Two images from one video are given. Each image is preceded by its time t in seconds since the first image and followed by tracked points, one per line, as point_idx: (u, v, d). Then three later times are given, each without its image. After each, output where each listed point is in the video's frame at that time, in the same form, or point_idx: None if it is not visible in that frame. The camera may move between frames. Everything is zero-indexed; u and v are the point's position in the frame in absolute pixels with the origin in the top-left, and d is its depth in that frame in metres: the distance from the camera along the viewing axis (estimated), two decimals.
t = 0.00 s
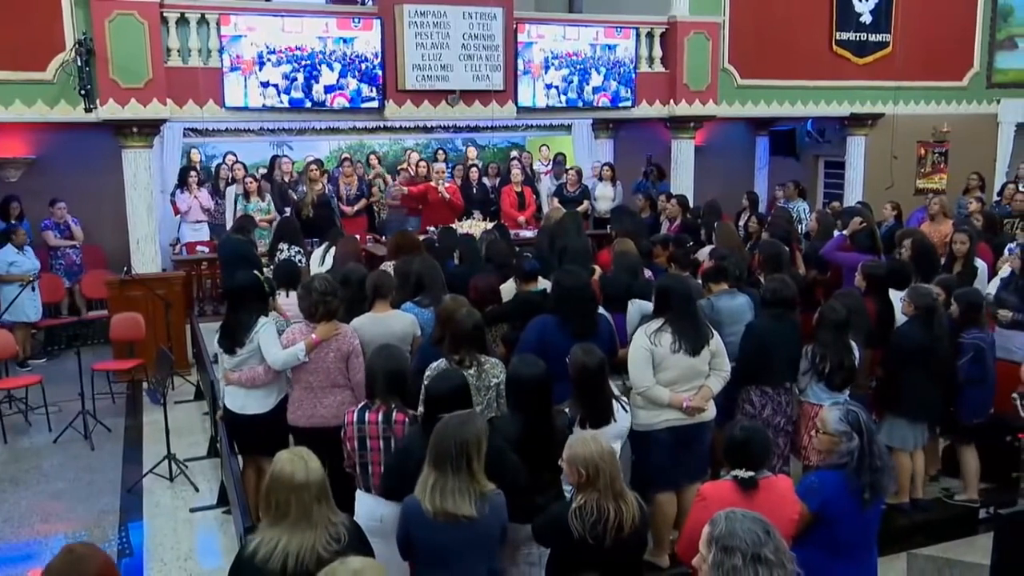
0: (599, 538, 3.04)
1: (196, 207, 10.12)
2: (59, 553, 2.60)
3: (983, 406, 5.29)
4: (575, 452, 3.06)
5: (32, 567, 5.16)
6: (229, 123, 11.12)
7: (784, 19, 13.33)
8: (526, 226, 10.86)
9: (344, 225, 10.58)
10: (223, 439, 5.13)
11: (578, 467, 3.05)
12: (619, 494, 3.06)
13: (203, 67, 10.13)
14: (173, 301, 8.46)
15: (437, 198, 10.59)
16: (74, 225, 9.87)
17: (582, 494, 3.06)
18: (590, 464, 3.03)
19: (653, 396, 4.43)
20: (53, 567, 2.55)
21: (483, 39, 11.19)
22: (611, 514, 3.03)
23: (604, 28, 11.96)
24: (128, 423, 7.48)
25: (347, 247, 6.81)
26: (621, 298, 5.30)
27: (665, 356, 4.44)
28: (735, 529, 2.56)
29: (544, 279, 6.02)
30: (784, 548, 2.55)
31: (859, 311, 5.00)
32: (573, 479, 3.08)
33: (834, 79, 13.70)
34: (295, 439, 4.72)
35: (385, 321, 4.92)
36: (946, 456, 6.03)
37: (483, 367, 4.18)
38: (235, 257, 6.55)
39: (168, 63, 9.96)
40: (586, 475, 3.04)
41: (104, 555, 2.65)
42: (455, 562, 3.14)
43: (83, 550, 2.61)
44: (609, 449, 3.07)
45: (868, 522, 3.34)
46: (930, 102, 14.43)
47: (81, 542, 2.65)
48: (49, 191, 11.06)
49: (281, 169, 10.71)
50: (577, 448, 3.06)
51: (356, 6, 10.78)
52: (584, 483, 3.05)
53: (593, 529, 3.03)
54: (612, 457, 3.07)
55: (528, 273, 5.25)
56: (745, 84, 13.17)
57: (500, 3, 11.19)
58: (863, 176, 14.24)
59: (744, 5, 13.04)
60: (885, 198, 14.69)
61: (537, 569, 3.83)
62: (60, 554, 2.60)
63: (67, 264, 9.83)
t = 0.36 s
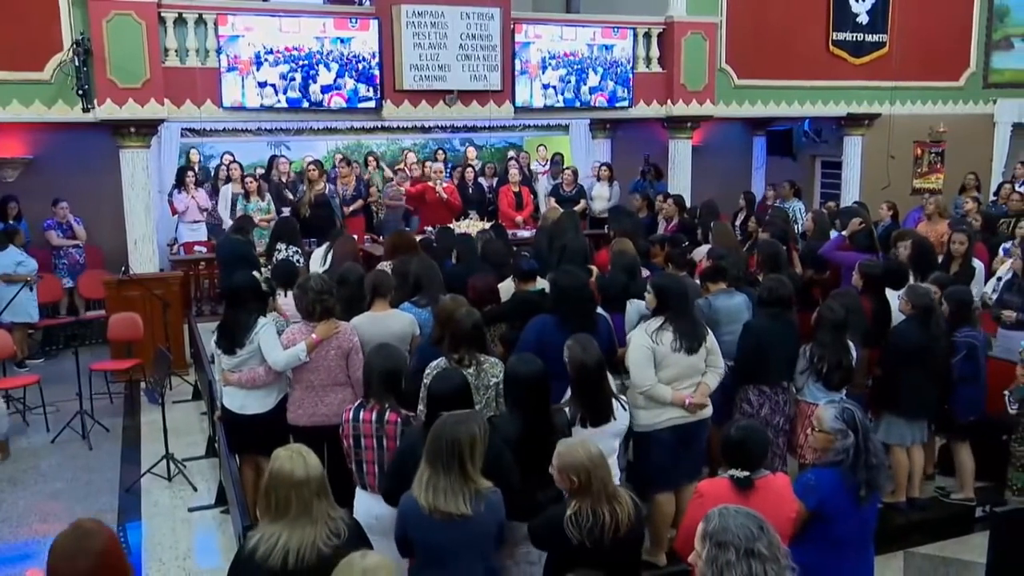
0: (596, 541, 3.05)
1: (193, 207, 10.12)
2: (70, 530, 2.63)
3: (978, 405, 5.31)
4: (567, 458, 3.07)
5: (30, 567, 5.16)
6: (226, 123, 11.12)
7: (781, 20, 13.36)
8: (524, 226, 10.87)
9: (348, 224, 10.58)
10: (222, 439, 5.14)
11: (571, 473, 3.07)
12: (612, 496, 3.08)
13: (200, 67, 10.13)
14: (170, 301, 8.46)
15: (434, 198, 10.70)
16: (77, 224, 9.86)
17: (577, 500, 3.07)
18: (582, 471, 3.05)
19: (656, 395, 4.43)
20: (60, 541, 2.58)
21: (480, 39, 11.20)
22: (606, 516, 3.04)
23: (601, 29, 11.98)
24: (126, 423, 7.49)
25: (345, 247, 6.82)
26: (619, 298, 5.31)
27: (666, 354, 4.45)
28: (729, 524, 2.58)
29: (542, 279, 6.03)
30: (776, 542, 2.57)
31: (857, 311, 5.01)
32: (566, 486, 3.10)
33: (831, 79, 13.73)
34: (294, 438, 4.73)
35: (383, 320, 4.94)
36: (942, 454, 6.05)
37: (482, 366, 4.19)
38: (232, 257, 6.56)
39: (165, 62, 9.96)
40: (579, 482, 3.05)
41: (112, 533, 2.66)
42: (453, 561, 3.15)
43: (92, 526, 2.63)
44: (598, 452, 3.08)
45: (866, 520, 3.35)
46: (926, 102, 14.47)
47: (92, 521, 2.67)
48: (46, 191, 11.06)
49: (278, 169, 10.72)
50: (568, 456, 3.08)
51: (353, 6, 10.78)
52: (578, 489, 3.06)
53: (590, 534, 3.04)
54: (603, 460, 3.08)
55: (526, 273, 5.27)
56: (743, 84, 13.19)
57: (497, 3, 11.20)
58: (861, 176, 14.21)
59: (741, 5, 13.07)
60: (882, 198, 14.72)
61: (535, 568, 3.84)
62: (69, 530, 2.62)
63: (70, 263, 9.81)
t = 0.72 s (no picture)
0: (592, 545, 3.06)
1: (191, 208, 10.13)
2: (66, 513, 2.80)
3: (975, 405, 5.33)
4: (556, 467, 3.07)
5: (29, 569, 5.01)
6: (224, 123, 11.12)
7: (778, 20, 13.38)
8: (522, 226, 10.88)
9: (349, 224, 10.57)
10: (220, 438, 5.15)
11: (562, 481, 3.07)
12: (604, 498, 3.08)
13: (198, 67, 10.13)
14: (169, 301, 8.46)
15: (433, 198, 10.71)
16: (77, 224, 9.87)
17: (570, 506, 3.09)
18: (573, 479, 3.05)
19: (662, 396, 4.43)
20: (53, 521, 2.74)
21: (478, 39, 11.20)
22: (598, 520, 3.06)
23: (598, 29, 11.99)
24: (123, 423, 7.49)
25: (343, 247, 6.83)
26: (617, 298, 5.32)
27: (671, 355, 4.46)
28: (723, 520, 2.59)
29: (540, 279, 6.04)
30: (771, 538, 2.58)
31: (855, 310, 5.02)
32: (557, 493, 3.10)
33: (829, 79, 13.76)
34: (292, 438, 4.74)
35: (383, 319, 4.95)
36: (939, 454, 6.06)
37: (482, 366, 4.19)
38: (230, 257, 6.56)
39: (163, 62, 9.96)
40: (570, 489, 3.06)
41: (103, 520, 2.80)
42: (453, 561, 3.15)
43: (83, 511, 2.79)
44: (587, 458, 3.08)
45: (862, 516, 3.36)
46: (923, 102, 14.50)
47: (87, 506, 2.83)
48: (44, 192, 11.06)
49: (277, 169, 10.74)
50: (556, 462, 3.08)
51: (351, 6, 10.78)
52: (568, 497, 3.07)
53: (587, 538, 3.06)
54: (594, 465, 3.09)
55: (524, 273, 5.27)
56: (741, 84, 13.22)
57: (495, 3, 11.21)
58: (857, 175, 14.28)
59: (738, 5, 13.08)
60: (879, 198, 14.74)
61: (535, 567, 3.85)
62: (64, 512, 2.78)
63: (70, 264, 9.81)
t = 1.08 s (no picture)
0: (585, 544, 3.07)
1: (188, 208, 10.13)
2: (74, 472, 2.76)
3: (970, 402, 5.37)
4: (544, 470, 3.03)
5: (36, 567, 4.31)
6: (220, 124, 11.14)
7: (773, 21, 13.42)
8: (518, 226, 10.90)
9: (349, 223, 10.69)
10: (216, 438, 5.16)
11: (551, 484, 3.03)
12: (595, 497, 3.07)
13: (195, 67, 10.13)
14: (165, 301, 8.47)
15: (431, 197, 10.83)
16: (70, 224, 9.88)
17: (561, 507, 3.07)
18: (562, 481, 3.02)
19: (660, 396, 4.46)
20: (57, 480, 2.71)
21: (474, 39, 11.22)
22: (589, 520, 3.05)
23: (594, 29, 12.01)
24: (120, 423, 7.49)
25: (340, 247, 6.84)
26: (614, 297, 5.35)
27: (668, 355, 4.49)
28: (717, 515, 2.62)
29: (537, 279, 6.06)
30: (764, 534, 2.60)
31: (851, 309, 5.05)
32: (547, 496, 3.07)
33: (824, 79, 13.80)
34: (288, 437, 4.75)
35: (381, 318, 4.97)
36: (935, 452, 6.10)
37: (480, 365, 4.22)
38: (226, 257, 6.58)
39: (159, 63, 9.96)
40: (561, 491, 3.03)
41: (107, 480, 2.75)
42: (455, 560, 3.17)
43: (83, 471, 2.74)
44: (575, 458, 3.04)
45: (852, 512, 3.38)
46: (918, 102, 14.55)
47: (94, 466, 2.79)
48: (40, 192, 11.06)
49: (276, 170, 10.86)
50: (544, 465, 3.03)
51: (347, 6, 10.79)
52: (559, 498, 3.05)
53: (579, 537, 3.06)
54: (583, 465, 3.06)
55: (521, 273, 5.30)
56: (736, 85, 13.26)
57: (490, 4, 11.22)
58: (852, 176, 14.33)
59: (733, 5, 13.11)
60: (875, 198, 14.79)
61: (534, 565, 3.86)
62: (69, 472, 2.74)
63: (60, 264, 9.87)
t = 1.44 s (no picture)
0: (582, 544, 3.06)
1: (185, 208, 10.13)
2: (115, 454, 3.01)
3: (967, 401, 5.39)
4: (536, 473, 3.04)
5: None
6: (218, 124, 11.15)
7: (770, 21, 13.43)
8: (515, 226, 10.91)
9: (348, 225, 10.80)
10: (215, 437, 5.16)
11: (545, 487, 3.04)
12: (589, 497, 3.06)
13: (193, 67, 10.13)
14: (163, 301, 8.46)
15: (431, 198, 10.63)
16: (64, 225, 9.87)
17: (556, 508, 3.06)
18: (556, 483, 3.02)
19: (651, 392, 4.47)
20: (101, 460, 2.96)
21: (472, 39, 11.22)
22: (584, 519, 3.04)
23: (591, 29, 12.02)
24: (119, 422, 7.49)
25: (338, 247, 6.85)
26: (612, 297, 5.36)
27: (661, 353, 4.51)
28: (715, 515, 2.63)
29: (535, 278, 6.07)
30: (762, 536, 2.60)
31: (849, 308, 5.06)
32: (543, 498, 3.07)
33: (821, 79, 13.82)
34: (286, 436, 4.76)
35: (380, 318, 4.98)
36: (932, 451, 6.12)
37: (479, 364, 4.24)
38: (224, 257, 6.59)
39: (157, 63, 9.96)
40: (556, 492, 3.03)
41: (143, 462, 2.97)
42: (456, 558, 3.18)
43: (119, 456, 2.97)
44: (566, 462, 3.05)
45: (848, 510, 3.39)
46: (914, 102, 14.58)
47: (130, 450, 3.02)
48: (38, 192, 11.06)
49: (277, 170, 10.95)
50: (537, 467, 3.05)
51: (344, 6, 10.79)
52: (554, 500, 3.05)
53: (575, 539, 3.06)
54: (575, 468, 3.06)
55: (519, 273, 5.31)
56: (733, 85, 13.27)
57: (488, 4, 11.23)
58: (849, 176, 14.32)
59: (731, 5, 13.13)
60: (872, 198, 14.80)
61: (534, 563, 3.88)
62: (111, 454, 2.99)
63: (55, 264, 9.77)
